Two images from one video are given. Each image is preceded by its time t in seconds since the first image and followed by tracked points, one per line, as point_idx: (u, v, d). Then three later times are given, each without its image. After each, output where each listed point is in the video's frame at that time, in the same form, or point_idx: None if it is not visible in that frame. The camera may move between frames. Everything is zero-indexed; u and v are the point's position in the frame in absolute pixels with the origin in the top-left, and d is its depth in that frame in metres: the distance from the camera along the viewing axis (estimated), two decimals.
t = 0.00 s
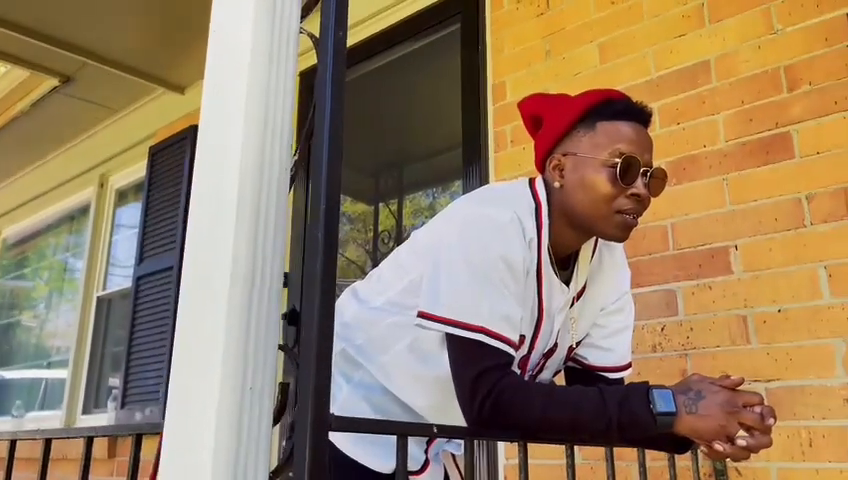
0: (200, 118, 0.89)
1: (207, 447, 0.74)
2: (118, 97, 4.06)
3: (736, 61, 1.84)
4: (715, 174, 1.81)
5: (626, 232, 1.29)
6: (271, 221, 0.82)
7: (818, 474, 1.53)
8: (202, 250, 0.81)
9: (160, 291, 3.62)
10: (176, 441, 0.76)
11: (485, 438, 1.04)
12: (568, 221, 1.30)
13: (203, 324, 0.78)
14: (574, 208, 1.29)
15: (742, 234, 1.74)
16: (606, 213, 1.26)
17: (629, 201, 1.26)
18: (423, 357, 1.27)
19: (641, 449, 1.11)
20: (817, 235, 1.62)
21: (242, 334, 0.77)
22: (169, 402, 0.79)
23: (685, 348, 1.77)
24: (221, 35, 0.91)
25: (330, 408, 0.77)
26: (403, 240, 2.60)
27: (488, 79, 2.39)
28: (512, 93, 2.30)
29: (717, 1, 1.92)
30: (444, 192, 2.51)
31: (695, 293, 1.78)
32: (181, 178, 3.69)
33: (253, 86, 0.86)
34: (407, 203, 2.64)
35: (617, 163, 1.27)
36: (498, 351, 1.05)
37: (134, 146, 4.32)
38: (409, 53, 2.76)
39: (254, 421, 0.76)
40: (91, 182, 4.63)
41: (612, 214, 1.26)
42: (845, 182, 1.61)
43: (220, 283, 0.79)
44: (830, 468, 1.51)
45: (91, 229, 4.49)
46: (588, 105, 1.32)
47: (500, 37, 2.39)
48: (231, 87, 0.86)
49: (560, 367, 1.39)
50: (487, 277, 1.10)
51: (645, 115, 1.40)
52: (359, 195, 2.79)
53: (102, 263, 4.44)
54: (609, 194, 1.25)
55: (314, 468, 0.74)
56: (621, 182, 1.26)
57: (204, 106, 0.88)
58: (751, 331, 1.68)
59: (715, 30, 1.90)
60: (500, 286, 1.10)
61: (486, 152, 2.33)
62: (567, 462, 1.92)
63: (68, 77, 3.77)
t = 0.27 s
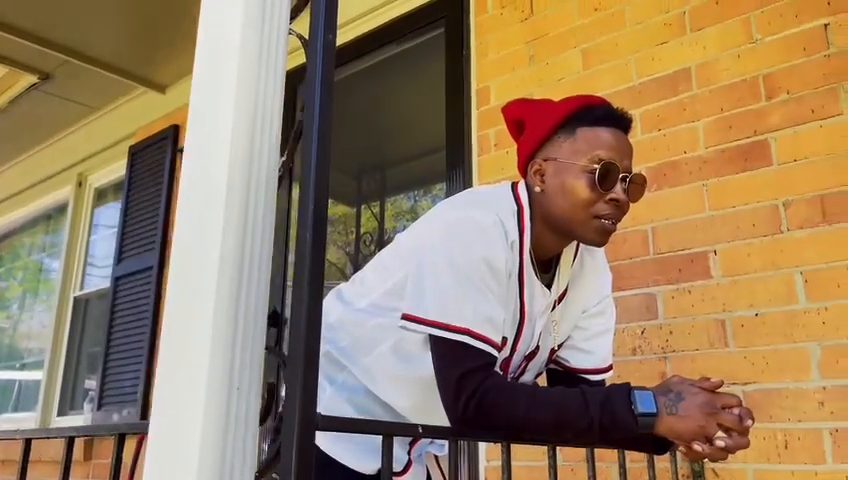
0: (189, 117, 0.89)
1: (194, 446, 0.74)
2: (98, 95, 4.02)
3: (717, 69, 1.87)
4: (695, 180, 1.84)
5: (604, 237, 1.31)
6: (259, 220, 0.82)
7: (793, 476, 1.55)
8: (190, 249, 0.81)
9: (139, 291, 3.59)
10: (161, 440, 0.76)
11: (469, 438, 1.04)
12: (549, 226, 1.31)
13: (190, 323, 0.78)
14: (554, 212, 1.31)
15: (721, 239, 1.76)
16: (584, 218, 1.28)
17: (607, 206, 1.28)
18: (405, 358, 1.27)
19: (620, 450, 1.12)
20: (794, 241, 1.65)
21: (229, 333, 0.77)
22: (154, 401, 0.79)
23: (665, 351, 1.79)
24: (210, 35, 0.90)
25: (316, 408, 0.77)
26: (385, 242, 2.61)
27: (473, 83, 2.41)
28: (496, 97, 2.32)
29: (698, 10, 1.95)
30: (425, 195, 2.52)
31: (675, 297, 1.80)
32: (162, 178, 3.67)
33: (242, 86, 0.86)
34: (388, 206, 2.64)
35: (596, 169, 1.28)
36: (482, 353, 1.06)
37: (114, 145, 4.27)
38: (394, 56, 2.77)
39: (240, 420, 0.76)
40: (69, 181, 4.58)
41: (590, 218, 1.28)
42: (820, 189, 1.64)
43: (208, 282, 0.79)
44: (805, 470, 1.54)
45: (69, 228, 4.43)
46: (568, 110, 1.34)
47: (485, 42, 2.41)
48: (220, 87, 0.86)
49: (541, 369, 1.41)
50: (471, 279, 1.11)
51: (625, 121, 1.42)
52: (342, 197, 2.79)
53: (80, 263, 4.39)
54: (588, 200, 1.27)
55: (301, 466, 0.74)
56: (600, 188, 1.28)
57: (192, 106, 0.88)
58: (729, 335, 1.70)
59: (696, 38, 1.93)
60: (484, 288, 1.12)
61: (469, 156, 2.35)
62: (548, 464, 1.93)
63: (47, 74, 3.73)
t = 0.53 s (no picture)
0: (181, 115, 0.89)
1: (185, 444, 0.74)
2: (80, 92, 3.98)
3: (700, 75, 1.90)
4: (678, 184, 1.86)
5: (588, 240, 1.32)
6: (251, 218, 0.82)
7: (773, 476, 1.58)
8: (182, 247, 0.81)
9: (119, 291, 3.56)
10: (153, 439, 0.76)
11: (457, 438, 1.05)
12: (533, 228, 1.32)
13: (182, 321, 0.78)
14: (539, 215, 1.32)
15: (703, 243, 1.79)
16: (568, 221, 1.30)
17: (590, 209, 1.30)
18: (393, 359, 1.27)
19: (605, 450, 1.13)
20: (775, 245, 1.68)
21: (221, 330, 0.77)
22: (146, 399, 0.79)
23: (648, 353, 1.81)
24: (202, 34, 0.90)
25: (308, 405, 0.78)
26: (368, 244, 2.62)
27: (459, 85, 2.42)
28: (483, 99, 2.33)
29: (683, 16, 1.97)
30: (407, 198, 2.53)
31: (659, 299, 1.82)
32: (145, 176, 3.64)
33: (235, 85, 0.86)
34: (372, 208, 2.64)
35: (580, 173, 1.30)
36: (470, 353, 1.07)
37: (95, 144, 4.23)
38: (382, 57, 2.78)
39: (233, 418, 0.76)
40: (48, 179, 4.52)
41: (574, 221, 1.30)
42: (801, 195, 1.67)
43: (200, 280, 0.79)
44: (785, 470, 1.57)
45: (48, 227, 4.38)
46: (554, 115, 1.35)
47: (472, 44, 2.42)
48: (212, 85, 0.86)
49: (527, 370, 1.42)
50: (459, 279, 1.12)
51: (610, 125, 1.44)
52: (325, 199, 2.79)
53: (59, 262, 4.34)
54: (572, 203, 1.28)
55: (293, 464, 0.75)
56: (584, 191, 1.29)
57: (185, 104, 0.88)
58: (711, 337, 1.73)
59: (680, 44, 1.96)
60: (471, 289, 1.12)
61: (455, 158, 2.36)
62: (530, 465, 1.95)
63: (28, 70, 3.68)
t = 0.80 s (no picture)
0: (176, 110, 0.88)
1: (180, 439, 0.73)
2: (61, 88, 3.93)
3: (686, 79, 1.92)
4: (663, 187, 1.89)
5: (573, 241, 1.33)
6: (247, 214, 0.82)
7: (755, 475, 1.60)
8: (177, 242, 0.81)
9: (100, 290, 3.53)
10: (147, 434, 0.76)
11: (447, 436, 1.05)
12: (520, 228, 1.33)
13: (177, 317, 0.78)
14: (525, 215, 1.33)
15: (688, 244, 1.81)
16: (555, 221, 1.31)
17: (576, 210, 1.31)
18: (381, 357, 1.27)
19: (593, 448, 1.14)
20: (759, 247, 1.71)
21: (216, 325, 0.77)
22: (139, 395, 0.78)
23: (633, 353, 1.83)
24: (197, 29, 0.90)
25: (303, 400, 0.78)
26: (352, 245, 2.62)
27: (447, 86, 2.43)
28: (470, 100, 2.34)
29: (669, 20, 1.99)
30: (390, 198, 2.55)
31: (644, 300, 1.84)
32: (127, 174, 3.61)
33: (230, 80, 0.86)
34: (356, 208, 2.65)
35: (566, 174, 1.31)
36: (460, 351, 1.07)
37: (76, 141, 4.17)
38: (368, 57, 2.77)
39: (228, 414, 0.75)
40: (28, 176, 4.46)
41: (560, 222, 1.31)
42: (784, 198, 1.70)
43: (195, 275, 0.78)
44: (767, 468, 1.59)
45: (28, 225, 4.32)
46: (542, 116, 1.36)
47: (460, 46, 2.43)
48: (208, 80, 0.86)
49: (515, 369, 1.42)
50: (449, 278, 1.13)
51: (598, 126, 1.44)
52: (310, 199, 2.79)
53: (38, 260, 4.29)
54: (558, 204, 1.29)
55: (288, 459, 0.75)
56: (569, 192, 1.30)
57: (179, 99, 0.88)
58: (695, 338, 1.75)
59: (666, 48, 1.98)
60: (461, 288, 1.13)
61: (442, 158, 2.36)
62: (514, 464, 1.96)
63: (9, 66, 3.63)
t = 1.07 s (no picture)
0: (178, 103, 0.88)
1: (185, 431, 0.73)
2: (42, 82, 3.87)
3: (673, 82, 1.94)
4: (651, 188, 1.91)
5: (563, 239, 1.35)
6: (250, 208, 0.82)
7: (740, 471, 1.63)
8: (181, 235, 0.81)
9: (80, 286, 3.49)
10: (151, 427, 0.75)
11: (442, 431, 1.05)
12: (511, 226, 1.34)
13: (181, 309, 0.78)
14: (516, 213, 1.34)
15: (675, 245, 1.84)
16: (545, 219, 1.32)
17: (566, 208, 1.32)
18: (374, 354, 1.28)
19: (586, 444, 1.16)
20: (744, 247, 1.74)
21: (220, 321, 0.76)
22: (142, 389, 0.78)
23: (620, 352, 1.85)
24: (200, 21, 0.90)
25: (308, 395, 0.78)
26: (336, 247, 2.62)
27: (436, 86, 2.44)
28: (459, 101, 2.36)
29: (657, 24, 2.02)
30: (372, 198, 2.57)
31: (631, 300, 1.86)
32: (109, 170, 3.57)
33: (235, 72, 0.85)
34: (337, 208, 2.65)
35: (557, 172, 1.32)
36: (455, 347, 1.08)
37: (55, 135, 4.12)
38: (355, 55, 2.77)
39: (231, 407, 0.75)
40: (6, 171, 4.39)
41: (551, 220, 1.32)
42: (769, 200, 1.73)
43: (200, 267, 0.78)
44: (752, 465, 1.62)
45: (5, 221, 4.25)
46: (534, 114, 1.37)
47: (449, 46, 2.44)
48: (212, 72, 0.86)
49: (506, 366, 1.43)
50: (446, 274, 1.13)
51: (590, 126, 1.46)
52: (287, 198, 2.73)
53: (16, 257, 4.22)
54: (548, 201, 1.30)
55: (292, 453, 0.75)
56: (560, 190, 1.31)
57: (181, 94, 0.87)
58: (681, 336, 1.77)
59: (654, 51, 2.00)
60: (457, 284, 1.14)
61: (431, 157, 2.37)
62: (501, 462, 1.97)
63: None
